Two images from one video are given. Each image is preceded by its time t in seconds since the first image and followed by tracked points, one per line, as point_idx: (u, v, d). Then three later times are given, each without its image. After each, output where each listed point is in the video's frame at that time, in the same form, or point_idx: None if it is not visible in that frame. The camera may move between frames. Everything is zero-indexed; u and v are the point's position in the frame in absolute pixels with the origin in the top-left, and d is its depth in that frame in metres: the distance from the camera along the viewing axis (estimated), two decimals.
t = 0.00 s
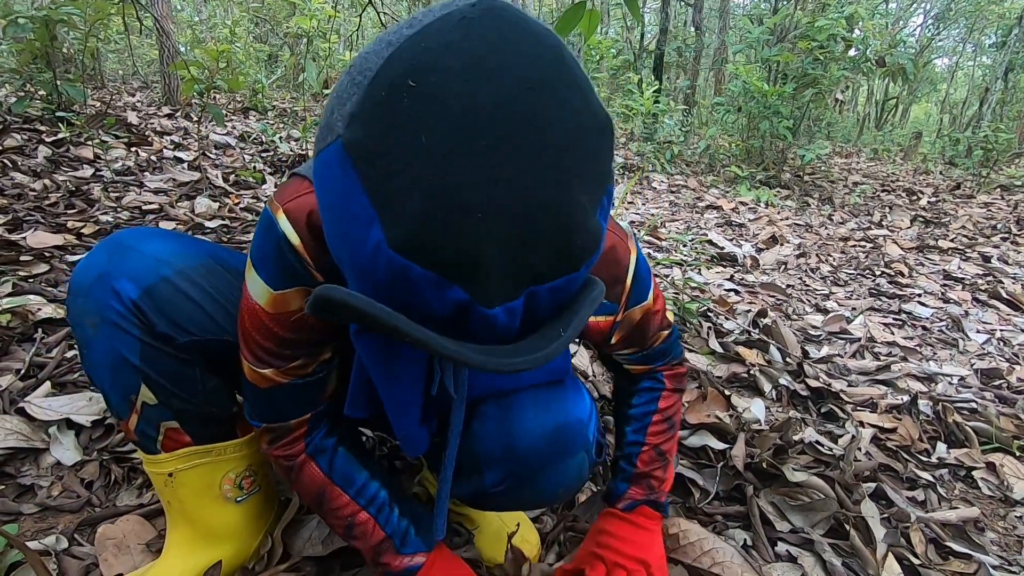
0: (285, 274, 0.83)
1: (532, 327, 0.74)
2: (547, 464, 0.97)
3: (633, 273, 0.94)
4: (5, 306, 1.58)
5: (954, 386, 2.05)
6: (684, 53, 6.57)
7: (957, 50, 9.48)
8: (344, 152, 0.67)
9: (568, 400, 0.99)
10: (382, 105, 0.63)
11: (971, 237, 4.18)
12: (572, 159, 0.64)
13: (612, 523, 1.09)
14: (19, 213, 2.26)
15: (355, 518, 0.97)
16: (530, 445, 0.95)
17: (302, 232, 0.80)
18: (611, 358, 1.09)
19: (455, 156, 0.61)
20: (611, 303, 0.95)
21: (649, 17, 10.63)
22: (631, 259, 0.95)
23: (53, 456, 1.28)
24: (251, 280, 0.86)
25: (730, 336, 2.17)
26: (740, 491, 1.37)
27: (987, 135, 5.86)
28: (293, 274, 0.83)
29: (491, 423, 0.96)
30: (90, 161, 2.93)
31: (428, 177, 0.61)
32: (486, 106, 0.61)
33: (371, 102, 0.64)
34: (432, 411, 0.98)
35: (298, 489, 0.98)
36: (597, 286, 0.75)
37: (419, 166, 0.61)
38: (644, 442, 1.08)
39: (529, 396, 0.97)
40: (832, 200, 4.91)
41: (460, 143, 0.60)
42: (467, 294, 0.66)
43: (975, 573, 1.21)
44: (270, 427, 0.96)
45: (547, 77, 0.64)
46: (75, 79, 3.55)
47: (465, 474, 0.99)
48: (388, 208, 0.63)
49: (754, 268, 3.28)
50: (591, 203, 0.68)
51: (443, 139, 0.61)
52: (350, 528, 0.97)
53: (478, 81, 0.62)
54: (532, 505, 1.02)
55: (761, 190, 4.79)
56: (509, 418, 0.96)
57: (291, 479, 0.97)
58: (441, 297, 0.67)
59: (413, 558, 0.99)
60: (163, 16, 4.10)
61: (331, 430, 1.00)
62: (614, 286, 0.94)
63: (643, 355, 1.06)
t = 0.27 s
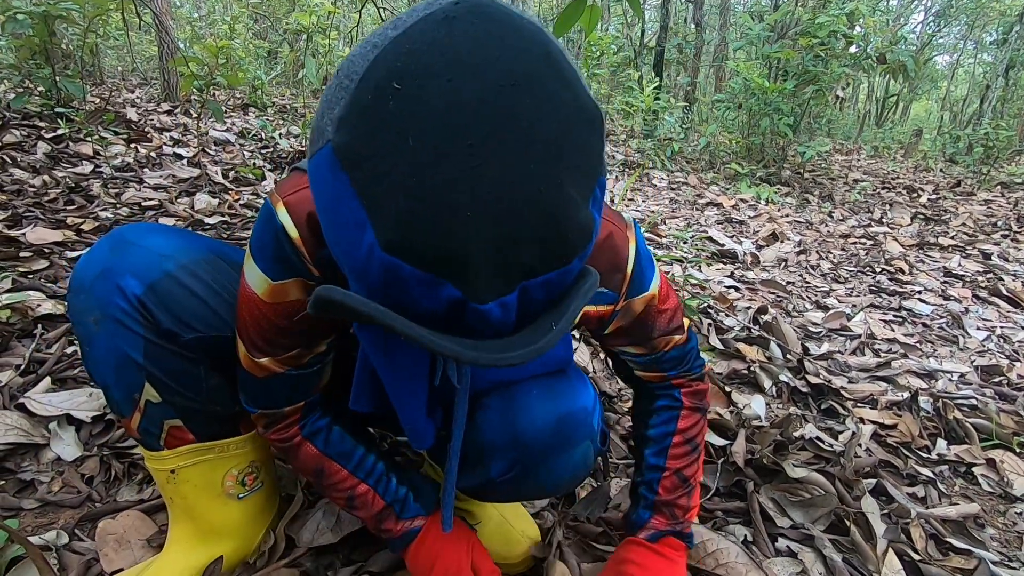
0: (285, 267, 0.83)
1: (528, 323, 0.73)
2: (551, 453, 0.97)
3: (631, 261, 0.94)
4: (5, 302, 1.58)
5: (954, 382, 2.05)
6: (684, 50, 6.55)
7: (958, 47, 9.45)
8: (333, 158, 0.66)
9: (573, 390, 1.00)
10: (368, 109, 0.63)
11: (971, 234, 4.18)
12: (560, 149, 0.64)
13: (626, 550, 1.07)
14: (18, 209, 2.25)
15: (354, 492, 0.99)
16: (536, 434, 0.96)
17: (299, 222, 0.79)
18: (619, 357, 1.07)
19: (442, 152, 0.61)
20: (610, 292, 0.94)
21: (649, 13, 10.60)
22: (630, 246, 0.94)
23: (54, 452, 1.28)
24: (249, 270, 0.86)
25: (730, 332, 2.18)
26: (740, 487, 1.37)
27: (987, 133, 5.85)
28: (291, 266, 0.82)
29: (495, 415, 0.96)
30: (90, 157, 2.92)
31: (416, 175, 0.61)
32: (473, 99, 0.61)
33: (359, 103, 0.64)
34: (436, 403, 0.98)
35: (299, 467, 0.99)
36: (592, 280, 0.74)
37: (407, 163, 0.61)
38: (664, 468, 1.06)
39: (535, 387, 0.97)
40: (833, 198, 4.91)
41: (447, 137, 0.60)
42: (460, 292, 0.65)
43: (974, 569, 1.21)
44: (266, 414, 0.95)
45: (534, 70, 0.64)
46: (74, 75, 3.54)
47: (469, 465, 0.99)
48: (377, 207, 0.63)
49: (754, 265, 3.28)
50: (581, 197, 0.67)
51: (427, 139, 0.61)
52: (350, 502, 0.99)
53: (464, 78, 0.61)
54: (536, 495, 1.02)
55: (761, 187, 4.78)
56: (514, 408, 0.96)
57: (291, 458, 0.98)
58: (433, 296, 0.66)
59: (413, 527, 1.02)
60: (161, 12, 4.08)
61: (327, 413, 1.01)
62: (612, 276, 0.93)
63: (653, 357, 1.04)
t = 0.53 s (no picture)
0: (278, 279, 0.83)
1: (514, 340, 0.72)
2: (549, 455, 0.97)
3: (621, 275, 0.98)
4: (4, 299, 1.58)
5: (953, 381, 2.05)
6: (684, 48, 6.54)
7: (959, 47, 9.44)
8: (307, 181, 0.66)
9: (570, 391, 0.99)
10: (341, 128, 0.63)
11: (971, 234, 4.18)
12: (545, 158, 0.64)
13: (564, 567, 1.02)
14: (17, 206, 2.25)
15: (362, 501, 0.98)
16: (533, 437, 0.96)
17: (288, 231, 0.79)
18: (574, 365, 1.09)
19: (424, 166, 0.59)
20: (604, 304, 0.97)
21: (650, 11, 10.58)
22: (621, 262, 0.98)
23: (53, 449, 1.28)
24: (243, 283, 0.86)
25: (730, 331, 2.19)
26: (740, 486, 1.37)
27: (987, 132, 5.85)
28: (286, 277, 0.82)
29: (491, 420, 0.96)
30: (89, 154, 2.92)
31: (397, 192, 0.60)
32: (457, 109, 0.60)
33: (331, 123, 0.64)
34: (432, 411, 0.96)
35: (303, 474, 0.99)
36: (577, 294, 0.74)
37: (387, 177, 0.60)
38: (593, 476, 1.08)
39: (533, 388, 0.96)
40: (833, 196, 4.91)
41: (430, 148, 0.59)
42: (441, 314, 0.65)
43: (973, 567, 1.20)
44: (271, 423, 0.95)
45: (516, 80, 0.63)
46: (73, 72, 3.53)
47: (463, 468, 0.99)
48: (357, 226, 0.62)
49: (754, 263, 3.28)
50: (565, 211, 0.67)
51: (403, 158, 0.60)
52: (358, 511, 0.99)
53: (445, 90, 0.61)
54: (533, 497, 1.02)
55: (761, 186, 4.78)
56: (510, 411, 0.95)
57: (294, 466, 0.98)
58: (413, 320, 0.66)
59: (423, 537, 1.01)
60: (161, 10, 4.08)
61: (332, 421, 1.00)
62: (605, 290, 0.96)
63: (605, 369, 1.09)
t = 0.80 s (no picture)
0: (253, 271, 0.81)
1: (514, 276, 0.72)
2: (538, 440, 0.96)
3: (610, 252, 0.96)
4: None
5: (952, 371, 2.05)
6: (683, 44, 6.53)
7: (958, 44, 9.42)
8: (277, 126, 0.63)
9: (558, 376, 0.97)
10: (310, 64, 0.60)
11: (969, 228, 4.18)
12: (530, 92, 0.63)
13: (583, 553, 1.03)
14: (14, 198, 2.24)
15: (362, 495, 0.98)
16: (520, 423, 0.95)
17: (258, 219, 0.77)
18: (574, 348, 1.09)
19: (408, 110, 0.58)
20: (591, 283, 0.95)
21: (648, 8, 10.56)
22: (609, 240, 0.96)
23: (47, 435, 1.27)
24: (223, 277, 0.84)
25: (729, 322, 2.18)
26: (738, 473, 1.37)
27: (986, 127, 5.84)
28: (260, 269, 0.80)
29: (480, 409, 0.95)
30: (86, 147, 2.91)
31: (380, 134, 0.58)
32: (434, 68, 0.58)
33: (296, 62, 0.61)
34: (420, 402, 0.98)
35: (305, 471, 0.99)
36: (569, 231, 0.74)
37: (365, 108, 0.58)
38: (607, 450, 1.06)
39: (519, 375, 0.95)
40: (832, 191, 4.90)
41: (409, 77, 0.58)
42: (437, 248, 0.63)
43: (971, 552, 1.20)
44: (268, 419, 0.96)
45: (491, 14, 0.62)
46: (70, 66, 3.52)
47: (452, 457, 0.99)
48: (336, 164, 0.60)
49: (753, 257, 3.28)
50: (552, 140, 0.66)
51: (381, 87, 0.58)
52: (360, 504, 0.99)
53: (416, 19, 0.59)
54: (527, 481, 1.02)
55: (760, 181, 4.78)
56: (496, 399, 0.94)
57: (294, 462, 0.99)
58: (407, 257, 0.64)
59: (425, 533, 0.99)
60: (158, 4, 4.06)
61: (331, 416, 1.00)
62: (592, 268, 0.94)
63: (606, 349, 1.07)
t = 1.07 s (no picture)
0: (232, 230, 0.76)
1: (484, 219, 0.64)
2: (521, 408, 0.95)
3: (601, 220, 0.92)
4: None
5: (946, 352, 2.03)
6: (681, 34, 6.48)
7: (957, 37, 9.39)
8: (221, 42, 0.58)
9: (544, 346, 0.95)
10: None
11: (966, 216, 4.16)
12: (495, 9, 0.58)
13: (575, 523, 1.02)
14: None
15: (347, 473, 0.95)
16: (505, 391, 0.93)
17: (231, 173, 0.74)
18: (560, 319, 1.06)
19: (360, 23, 0.53)
20: (581, 251, 0.92)
21: None
22: (601, 205, 0.93)
23: (28, 411, 1.25)
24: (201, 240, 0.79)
25: (723, 304, 2.17)
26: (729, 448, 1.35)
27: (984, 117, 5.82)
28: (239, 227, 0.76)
29: (463, 377, 0.93)
30: (76, 133, 2.88)
31: (324, 39, 0.53)
32: None
33: None
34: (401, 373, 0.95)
35: (287, 447, 0.96)
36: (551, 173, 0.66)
37: (309, 13, 0.53)
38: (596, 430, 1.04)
39: (503, 343, 0.93)
40: (829, 180, 4.88)
41: None
42: (389, 172, 0.56)
43: (963, 525, 1.20)
44: (250, 391, 0.92)
45: None
46: (59, 52, 3.47)
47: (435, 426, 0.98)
48: (279, 76, 0.55)
49: (748, 242, 3.26)
50: (522, 65, 0.61)
51: None
52: (345, 482, 0.96)
53: None
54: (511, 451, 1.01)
55: (757, 170, 4.75)
56: (480, 367, 0.93)
57: (278, 437, 0.95)
58: (357, 184, 0.57)
59: (414, 512, 0.97)
60: None
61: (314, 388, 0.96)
62: (582, 235, 0.91)
63: (594, 323, 1.05)
